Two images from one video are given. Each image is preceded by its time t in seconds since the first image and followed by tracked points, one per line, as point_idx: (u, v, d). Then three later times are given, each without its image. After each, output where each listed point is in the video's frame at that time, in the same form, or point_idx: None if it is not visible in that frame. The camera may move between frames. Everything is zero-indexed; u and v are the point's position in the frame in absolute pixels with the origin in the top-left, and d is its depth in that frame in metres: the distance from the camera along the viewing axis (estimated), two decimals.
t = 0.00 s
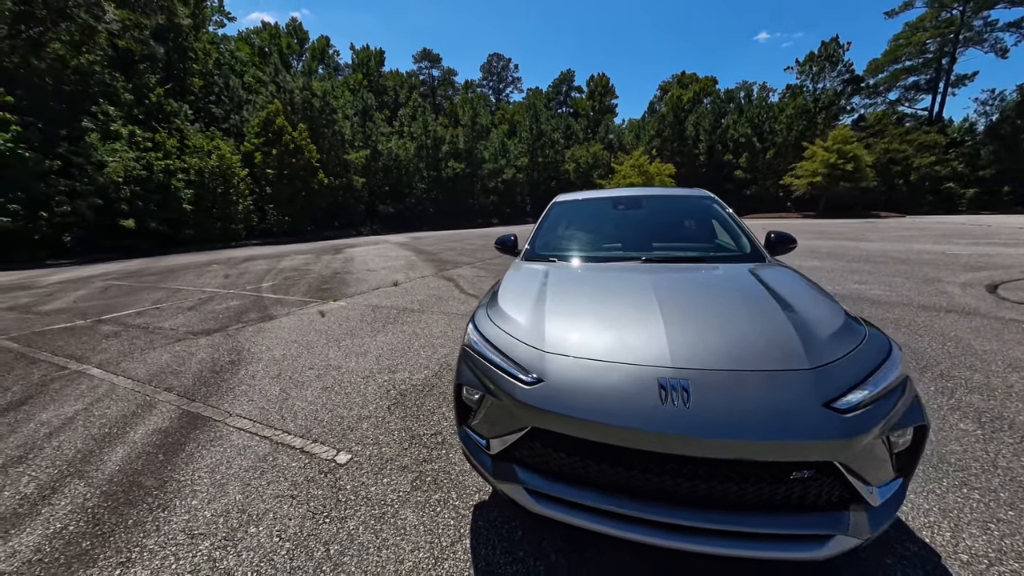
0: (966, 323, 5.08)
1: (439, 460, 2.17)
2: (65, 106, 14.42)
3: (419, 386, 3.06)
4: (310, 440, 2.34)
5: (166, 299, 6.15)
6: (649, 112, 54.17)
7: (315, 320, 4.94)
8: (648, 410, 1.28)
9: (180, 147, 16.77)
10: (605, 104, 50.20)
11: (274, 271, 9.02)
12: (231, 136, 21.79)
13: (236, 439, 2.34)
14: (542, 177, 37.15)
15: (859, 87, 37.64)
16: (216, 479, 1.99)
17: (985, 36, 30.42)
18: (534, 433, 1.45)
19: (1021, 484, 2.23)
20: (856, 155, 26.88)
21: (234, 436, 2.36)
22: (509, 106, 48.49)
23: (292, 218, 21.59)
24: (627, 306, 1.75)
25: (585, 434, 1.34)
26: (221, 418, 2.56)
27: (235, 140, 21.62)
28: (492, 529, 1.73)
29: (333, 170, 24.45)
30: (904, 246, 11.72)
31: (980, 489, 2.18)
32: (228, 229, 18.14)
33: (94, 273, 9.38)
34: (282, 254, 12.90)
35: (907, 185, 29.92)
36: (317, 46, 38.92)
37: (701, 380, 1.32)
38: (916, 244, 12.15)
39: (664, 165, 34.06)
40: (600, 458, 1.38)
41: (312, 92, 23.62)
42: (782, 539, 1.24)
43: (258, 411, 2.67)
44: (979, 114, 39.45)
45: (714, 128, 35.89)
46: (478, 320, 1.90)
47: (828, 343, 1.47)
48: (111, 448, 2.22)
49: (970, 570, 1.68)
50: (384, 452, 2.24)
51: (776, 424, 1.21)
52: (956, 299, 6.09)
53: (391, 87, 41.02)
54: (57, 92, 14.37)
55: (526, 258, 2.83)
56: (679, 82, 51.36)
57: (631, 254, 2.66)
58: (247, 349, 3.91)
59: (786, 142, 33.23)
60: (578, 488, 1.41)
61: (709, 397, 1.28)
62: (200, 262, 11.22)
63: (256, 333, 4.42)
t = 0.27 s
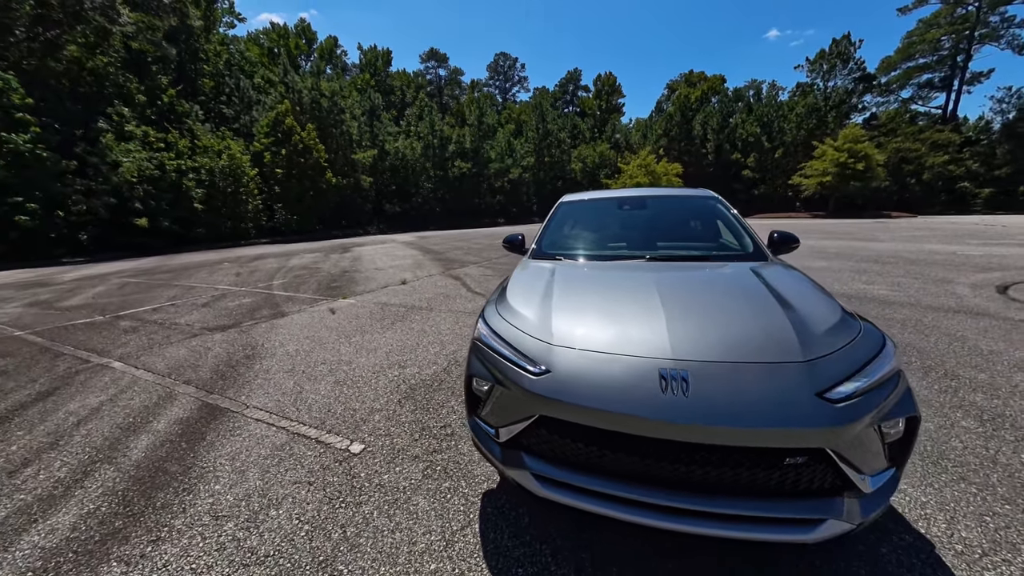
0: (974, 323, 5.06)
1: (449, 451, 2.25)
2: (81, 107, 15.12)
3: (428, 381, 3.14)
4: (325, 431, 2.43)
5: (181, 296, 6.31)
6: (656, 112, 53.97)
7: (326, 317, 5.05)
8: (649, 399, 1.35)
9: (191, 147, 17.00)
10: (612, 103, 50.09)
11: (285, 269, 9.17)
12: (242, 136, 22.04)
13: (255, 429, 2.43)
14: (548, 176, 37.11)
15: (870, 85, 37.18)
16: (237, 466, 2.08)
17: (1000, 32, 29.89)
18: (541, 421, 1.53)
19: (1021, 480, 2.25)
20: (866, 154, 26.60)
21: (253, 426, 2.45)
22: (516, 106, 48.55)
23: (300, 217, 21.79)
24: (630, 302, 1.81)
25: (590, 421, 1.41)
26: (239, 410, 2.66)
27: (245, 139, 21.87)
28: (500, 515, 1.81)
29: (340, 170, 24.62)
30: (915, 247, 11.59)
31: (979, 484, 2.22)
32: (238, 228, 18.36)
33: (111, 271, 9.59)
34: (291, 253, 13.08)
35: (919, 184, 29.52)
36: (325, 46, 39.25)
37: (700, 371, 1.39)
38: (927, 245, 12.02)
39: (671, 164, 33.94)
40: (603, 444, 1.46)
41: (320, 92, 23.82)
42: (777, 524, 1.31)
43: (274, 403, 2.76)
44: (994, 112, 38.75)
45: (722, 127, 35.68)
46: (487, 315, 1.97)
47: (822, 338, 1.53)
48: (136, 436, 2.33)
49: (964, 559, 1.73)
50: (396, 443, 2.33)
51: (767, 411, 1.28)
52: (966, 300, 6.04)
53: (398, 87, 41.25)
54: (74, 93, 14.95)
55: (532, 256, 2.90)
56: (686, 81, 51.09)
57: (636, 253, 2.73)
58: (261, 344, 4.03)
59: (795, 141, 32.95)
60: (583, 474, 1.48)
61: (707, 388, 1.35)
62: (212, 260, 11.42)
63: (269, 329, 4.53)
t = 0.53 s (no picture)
0: (981, 324, 5.03)
1: (455, 444, 2.32)
2: (96, 109, 15.50)
3: (436, 377, 3.22)
4: (336, 424, 2.51)
5: (194, 294, 6.45)
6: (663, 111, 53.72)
7: (335, 315, 5.15)
8: (648, 391, 1.41)
9: (202, 147, 17.23)
10: (618, 103, 49.96)
11: (294, 267, 9.31)
12: (251, 136, 22.31)
13: (269, 421, 2.52)
14: (554, 176, 37.09)
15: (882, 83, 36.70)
16: (253, 455, 2.17)
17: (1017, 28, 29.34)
18: (545, 412, 1.59)
19: (1019, 478, 2.27)
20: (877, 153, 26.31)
21: (267, 419, 2.55)
22: (522, 105, 48.58)
23: (309, 217, 22.02)
24: (632, 299, 1.87)
25: (592, 412, 1.47)
26: (254, 402, 2.76)
27: (255, 139, 22.12)
28: (506, 505, 1.88)
29: (348, 169, 24.80)
30: (926, 247, 11.47)
31: (977, 481, 2.24)
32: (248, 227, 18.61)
33: (125, 268, 9.79)
34: (300, 251, 13.23)
35: (931, 184, 29.11)
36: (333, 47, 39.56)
37: (697, 364, 1.45)
38: (938, 245, 11.90)
39: (678, 164, 33.80)
40: (605, 435, 1.52)
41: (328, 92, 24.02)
42: (771, 512, 1.36)
43: (287, 397, 2.86)
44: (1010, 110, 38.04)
45: (730, 126, 35.43)
46: (493, 312, 2.04)
47: (817, 335, 1.58)
48: (156, 427, 2.43)
49: (959, 553, 1.76)
50: (405, 435, 2.40)
51: (761, 403, 1.34)
52: (974, 301, 6.00)
53: (405, 86, 41.43)
54: (89, 95, 15.34)
55: (538, 255, 2.96)
56: (694, 80, 50.78)
57: (639, 253, 2.78)
58: (273, 340, 4.13)
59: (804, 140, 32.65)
60: (585, 463, 1.54)
61: (703, 380, 1.40)
62: (223, 258, 11.60)
63: (280, 326, 4.64)
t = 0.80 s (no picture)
0: (989, 326, 4.97)
1: (457, 439, 2.37)
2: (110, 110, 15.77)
3: (439, 374, 3.28)
4: (341, 419, 2.58)
5: (204, 291, 6.57)
6: (671, 110, 53.38)
7: (342, 312, 5.24)
8: (641, 386, 1.45)
9: (212, 147, 17.45)
10: (625, 102, 49.74)
11: (301, 266, 9.43)
12: (260, 136, 22.55)
13: (276, 415, 2.59)
14: (559, 175, 37.00)
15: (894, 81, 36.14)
16: (259, 448, 2.23)
17: None
18: (542, 408, 1.64)
19: (1019, 479, 2.28)
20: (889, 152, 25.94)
21: (274, 413, 2.61)
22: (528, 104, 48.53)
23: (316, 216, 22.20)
24: (629, 299, 1.90)
25: (587, 407, 1.52)
26: (262, 397, 2.83)
27: (263, 139, 22.36)
28: (505, 497, 1.93)
29: (355, 169, 24.95)
30: (936, 248, 11.31)
31: (976, 482, 2.25)
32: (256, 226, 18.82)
33: (138, 267, 9.97)
34: (307, 250, 13.36)
35: (944, 183, 28.62)
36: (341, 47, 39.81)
37: (690, 361, 1.49)
38: (949, 245, 11.76)
39: (685, 163, 33.58)
40: (599, 430, 1.56)
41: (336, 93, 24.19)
42: (761, 507, 1.40)
43: (294, 392, 2.93)
44: None
45: (739, 124, 35.13)
46: (493, 311, 2.09)
47: (809, 333, 1.61)
48: (168, 419, 2.51)
49: (951, 551, 1.78)
50: (408, 431, 2.46)
51: (753, 399, 1.37)
52: (983, 303, 5.93)
53: (412, 86, 41.60)
54: (103, 96, 15.61)
55: (539, 254, 3.01)
56: (702, 78, 50.40)
57: (640, 253, 2.81)
58: (280, 337, 4.21)
59: (814, 139, 32.29)
60: (580, 458, 1.59)
61: (696, 377, 1.44)
62: (231, 257, 11.75)
63: (288, 323, 4.72)
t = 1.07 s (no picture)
0: (996, 329, 4.91)
1: (454, 435, 2.42)
2: (122, 110, 16.05)
3: (439, 372, 3.33)
4: (341, 415, 2.63)
5: (212, 289, 6.70)
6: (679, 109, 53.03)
7: (346, 311, 5.31)
8: (627, 383, 1.49)
9: (221, 147, 17.69)
10: (632, 101, 49.49)
11: (308, 265, 9.55)
12: (268, 136, 22.79)
13: (279, 410, 2.66)
14: (565, 175, 36.94)
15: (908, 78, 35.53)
16: (262, 442, 2.30)
17: None
18: (533, 404, 1.67)
19: (1014, 481, 2.27)
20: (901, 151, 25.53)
21: (277, 408, 2.68)
22: (535, 104, 48.47)
23: (323, 215, 22.41)
24: (621, 298, 1.94)
25: (576, 404, 1.56)
26: (265, 393, 2.90)
27: (272, 139, 22.59)
28: (498, 492, 1.97)
29: (362, 168, 25.12)
30: (947, 249, 11.14)
31: (969, 484, 2.25)
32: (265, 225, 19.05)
33: (148, 265, 10.16)
34: (313, 249, 13.50)
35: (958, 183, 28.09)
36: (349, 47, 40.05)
37: (675, 359, 1.52)
38: (960, 246, 11.58)
39: (692, 162, 33.34)
40: (587, 426, 1.60)
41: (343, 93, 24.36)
42: (744, 503, 1.43)
43: (297, 388, 3.00)
44: None
45: (747, 123, 34.79)
46: (488, 309, 2.13)
47: (796, 332, 1.63)
48: (174, 414, 2.59)
49: (939, 550, 1.79)
50: (406, 427, 2.51)
51: (737, 397, 1.40)
52: (992, 305, 5.84)
53: (418, 86, 41.75)
54: (115, 97, 15.89)
55: (538, 254, 3.05)
56: (710, 77, 49.99)
57: (637, 253, 2.84)
58: (285, 335, 4.30)
59: (824, 138, 31.88)
60: (569, 453, 1.63)
61: (680, 374, 1.47)
62: (239, 256, 11.92)
63: (293, 321, 4.81)
